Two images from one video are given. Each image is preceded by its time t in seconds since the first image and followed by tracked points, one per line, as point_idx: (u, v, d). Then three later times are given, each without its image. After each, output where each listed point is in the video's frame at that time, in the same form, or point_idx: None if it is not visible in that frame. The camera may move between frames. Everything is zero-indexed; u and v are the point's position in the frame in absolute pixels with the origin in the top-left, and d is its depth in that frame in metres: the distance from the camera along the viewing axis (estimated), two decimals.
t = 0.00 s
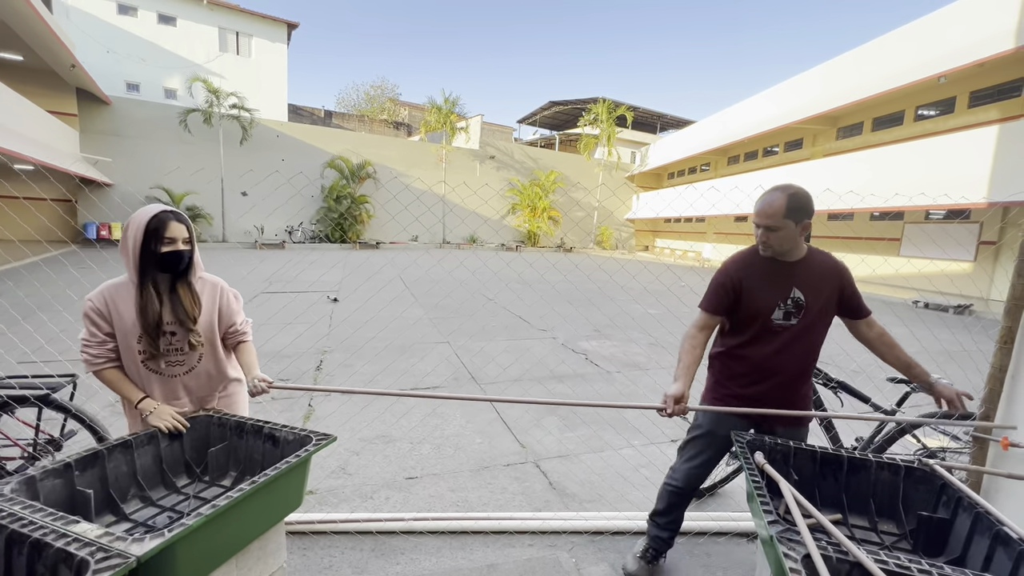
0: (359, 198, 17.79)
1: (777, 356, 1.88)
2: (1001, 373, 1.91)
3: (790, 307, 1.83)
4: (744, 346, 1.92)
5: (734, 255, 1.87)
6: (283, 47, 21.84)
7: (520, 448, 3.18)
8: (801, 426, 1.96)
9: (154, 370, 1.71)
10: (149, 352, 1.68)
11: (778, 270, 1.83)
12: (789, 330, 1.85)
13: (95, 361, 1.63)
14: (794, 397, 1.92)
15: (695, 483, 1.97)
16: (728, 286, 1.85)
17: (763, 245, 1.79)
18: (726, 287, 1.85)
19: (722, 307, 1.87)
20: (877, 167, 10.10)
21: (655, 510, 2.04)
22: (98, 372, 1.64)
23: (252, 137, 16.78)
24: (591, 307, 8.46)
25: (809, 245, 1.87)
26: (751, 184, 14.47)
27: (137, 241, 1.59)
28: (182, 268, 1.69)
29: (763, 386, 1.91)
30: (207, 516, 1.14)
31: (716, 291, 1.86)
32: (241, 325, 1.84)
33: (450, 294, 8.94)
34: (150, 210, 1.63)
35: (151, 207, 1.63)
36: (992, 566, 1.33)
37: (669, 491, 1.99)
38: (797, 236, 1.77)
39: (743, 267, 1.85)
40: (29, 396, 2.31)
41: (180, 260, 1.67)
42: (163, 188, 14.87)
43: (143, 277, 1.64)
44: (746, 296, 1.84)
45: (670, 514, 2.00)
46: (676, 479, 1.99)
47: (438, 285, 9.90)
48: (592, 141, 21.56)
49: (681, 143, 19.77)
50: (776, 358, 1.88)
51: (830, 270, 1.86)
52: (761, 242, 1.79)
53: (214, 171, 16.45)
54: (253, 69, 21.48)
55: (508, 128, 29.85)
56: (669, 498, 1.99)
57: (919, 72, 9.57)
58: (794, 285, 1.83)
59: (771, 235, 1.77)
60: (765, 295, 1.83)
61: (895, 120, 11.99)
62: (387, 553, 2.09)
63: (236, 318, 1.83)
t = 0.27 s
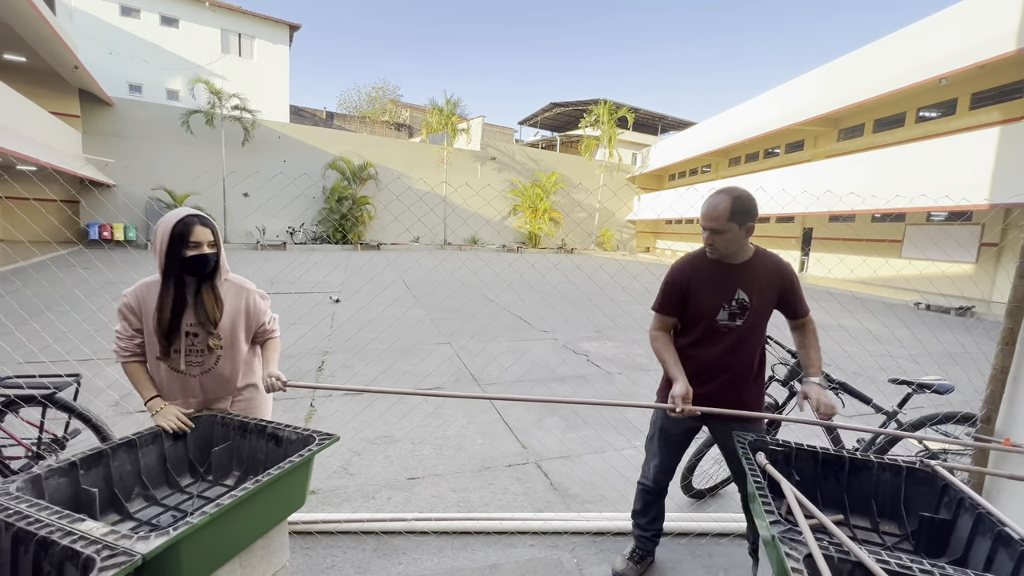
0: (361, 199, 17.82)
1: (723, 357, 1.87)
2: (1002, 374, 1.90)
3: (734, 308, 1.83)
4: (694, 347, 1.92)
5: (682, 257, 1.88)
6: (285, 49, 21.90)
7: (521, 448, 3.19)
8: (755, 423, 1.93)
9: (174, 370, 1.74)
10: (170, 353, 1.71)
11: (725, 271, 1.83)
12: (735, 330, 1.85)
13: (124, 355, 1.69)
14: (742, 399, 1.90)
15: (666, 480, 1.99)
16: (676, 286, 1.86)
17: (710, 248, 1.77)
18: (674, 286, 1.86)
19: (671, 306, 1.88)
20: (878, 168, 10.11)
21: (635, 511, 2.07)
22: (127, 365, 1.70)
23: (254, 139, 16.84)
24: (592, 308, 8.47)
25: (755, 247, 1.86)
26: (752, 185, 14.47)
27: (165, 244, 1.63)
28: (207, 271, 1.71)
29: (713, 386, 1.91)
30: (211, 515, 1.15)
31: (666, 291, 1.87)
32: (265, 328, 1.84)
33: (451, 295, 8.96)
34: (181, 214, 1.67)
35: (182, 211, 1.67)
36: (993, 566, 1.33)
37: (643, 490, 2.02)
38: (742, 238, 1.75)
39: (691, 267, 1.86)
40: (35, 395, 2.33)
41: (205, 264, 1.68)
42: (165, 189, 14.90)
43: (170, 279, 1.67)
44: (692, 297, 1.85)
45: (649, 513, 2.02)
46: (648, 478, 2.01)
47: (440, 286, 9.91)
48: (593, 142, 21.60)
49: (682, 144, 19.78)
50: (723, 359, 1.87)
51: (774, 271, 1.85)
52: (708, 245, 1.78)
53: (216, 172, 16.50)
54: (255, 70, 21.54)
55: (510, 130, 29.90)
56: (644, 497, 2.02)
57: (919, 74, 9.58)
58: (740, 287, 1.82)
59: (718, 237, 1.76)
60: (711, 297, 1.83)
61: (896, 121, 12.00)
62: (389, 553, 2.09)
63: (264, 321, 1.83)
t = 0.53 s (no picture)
0: (363, 200, 17.85)
1: (684, 354, 1.88)
2: (1004, 377, 1.90)
3: (696, 305, 1.84)
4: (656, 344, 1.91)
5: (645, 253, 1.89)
6: (287, 50, 21.95)
7: (522, 449, 3.19)
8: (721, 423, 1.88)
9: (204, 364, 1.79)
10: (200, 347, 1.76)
11: (688, 268, 1.84)
12: (696, 328, 1.86)
13: (164, 344, 1.78)
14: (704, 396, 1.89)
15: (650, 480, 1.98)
16: (638, 282, 1.87)
17: (669, 245, 1.79)
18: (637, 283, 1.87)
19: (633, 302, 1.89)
20: (880, 170, 10.09)
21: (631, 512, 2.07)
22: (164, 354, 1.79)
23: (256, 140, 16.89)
24: (594, 309, 8.46)
25: (716, 244, 1.86)
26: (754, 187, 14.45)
27: (195, 242, 1.67)
28: (237, 271, 1.74)
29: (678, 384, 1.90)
30: (215, 514, 1.16)
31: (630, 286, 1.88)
32: (290, 327, 1.86)
33: (453, 296, 8.96)
34: (215, 213, 1.71)
35: (217, 211, 1.71)
36: (994, 568, 1.33)
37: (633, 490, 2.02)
38: (700, 235, 1.76)
39: (653, 263, 1.86)
40: (40, 394, 2.34)
41: (234, 264, 1.72)
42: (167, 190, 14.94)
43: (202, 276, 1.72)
44: (655, 293, 1.86)
45: (643, 513, 2.02)
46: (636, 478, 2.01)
47: (441, 287, 9.92)
48: (595, 144, 21.60)
49: (684, 146, 19.78)
50: (683, 356, 1.88)
51: (734, 269, 1.84)
52: (667, 242, 1.79)
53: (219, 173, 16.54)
54: (258, 72, 21.60)
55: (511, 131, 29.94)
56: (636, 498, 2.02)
57: (921, 76, 9.58)
58: (701, 284, 1.83)
59: (677, 233, 1.77)
60: (671, 294, 1.84)
61: (899, 123, 11.98)
62: (391, 553, 2.10)
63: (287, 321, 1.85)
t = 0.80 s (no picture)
0: (365, 201, 17.89)
1: (654, 354, 1.84)
2: (1006, 379, 1.91)
3: (669, 305, 1.80)
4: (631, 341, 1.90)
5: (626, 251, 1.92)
6: (290, 52, 22.02)
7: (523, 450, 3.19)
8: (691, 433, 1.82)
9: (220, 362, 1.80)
10: (214, 346, 1.78)
11: (664, 268, 1.82)
12: (668, 330, 1.82)
13: (176, 347, 1.76)
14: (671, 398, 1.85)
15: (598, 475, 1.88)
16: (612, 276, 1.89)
17: (644, 241, 1.79)
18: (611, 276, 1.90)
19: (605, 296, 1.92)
20: (882, 172, 10.07)
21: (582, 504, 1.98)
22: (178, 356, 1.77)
23: (259, 141, 16.95)
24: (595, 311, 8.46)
25: (698, 246, 1.83)
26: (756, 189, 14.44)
27: (207, 242, 1.71)
28: (248, 271, 1.77)
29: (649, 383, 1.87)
30: (217, 513, 1.16)
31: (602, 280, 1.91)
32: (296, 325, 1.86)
33: (454, 297, 8.97)
34: (224, 215, 1.73)
35: (226, 212, 1.73)
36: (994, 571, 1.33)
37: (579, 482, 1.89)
38: (674, 234, 1.74)
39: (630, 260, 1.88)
40: (44, 394, 2.35)
41: (245, 264, 1.75)
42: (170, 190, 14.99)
43: (214, 277, 1.74)
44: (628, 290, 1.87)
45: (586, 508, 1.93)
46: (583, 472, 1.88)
47: (443, 288, 9.93)
48: (597, 146, 21.60)
49: (686, 148, 19.78)
50: (653, 355, 1.85)
51: (712, 273, 1.79)
52: (642, 238, 1.79)
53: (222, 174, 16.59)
54: (261, 73, 21.67)
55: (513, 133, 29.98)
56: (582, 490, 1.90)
57: (924, 78, 9.57)
58: (674, 285, 1.80)
59: (651, 231, 1.77)
60: (645, 291, 1.83)
61: (901, 125, 11.97)
62: (392, 553, 2.10)
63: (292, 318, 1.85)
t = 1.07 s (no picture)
0: (367, 202, 17.93)
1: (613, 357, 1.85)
2: (1008, 381, 1.90)
3: (622, 308, 1.81)
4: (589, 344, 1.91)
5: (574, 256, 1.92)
6: (293, 53, 22.08)
7: (524, 451, 3.19)
8: (662, 433, 1.84)
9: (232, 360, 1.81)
10: (227, 343, 1.78)
11: (613, 270, 1.81)
12: (622, 332, 1.82)
13: (189, 344, 1.76)
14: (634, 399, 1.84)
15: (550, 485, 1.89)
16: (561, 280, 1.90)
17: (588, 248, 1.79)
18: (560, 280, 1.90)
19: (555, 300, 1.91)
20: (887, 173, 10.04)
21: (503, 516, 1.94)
22: (190, 354, 1.76)
23: (261, 142, 16.99)
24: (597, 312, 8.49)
25: (643, 246, 1.83)
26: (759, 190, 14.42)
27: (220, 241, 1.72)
28: (261, 270, 1.78)
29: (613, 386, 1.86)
30: (219, 510, 1.17)
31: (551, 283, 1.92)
32: (306, 325, 1.87)
33: (456, 298, 8.98)
34: (237, 214, 1.74)
35: (239, 212, 1.74)
36: (996, 572, 1.33)
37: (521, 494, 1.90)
38: (618, 238, 1.75)
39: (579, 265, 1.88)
40: (48, 393, 2.36)
41: (259, 264, 1.76)
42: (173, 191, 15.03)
43: (226, 276, 1.75)
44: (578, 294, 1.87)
45: (519, 520, 1.91)
46: (531, 484, 1.90)
47: (444, 289, 9.94)
48: (599, 147, 21.59)
49: (688, 149, 19.76)
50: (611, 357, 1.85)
51: (660, 271, 1.80)
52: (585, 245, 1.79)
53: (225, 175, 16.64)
54: (263, 74, 21.73)
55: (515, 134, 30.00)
56: (521, 506, 1.90)
57: (927, 79, 9.54)
58: (624, 287, 1.80)
59: (594, 237, 1.76)
60: (596, 296, 1.83)
61: (904, 126, 11.94)
62: (393, 553, 2.11)
63: (305, 318, 1.87)
